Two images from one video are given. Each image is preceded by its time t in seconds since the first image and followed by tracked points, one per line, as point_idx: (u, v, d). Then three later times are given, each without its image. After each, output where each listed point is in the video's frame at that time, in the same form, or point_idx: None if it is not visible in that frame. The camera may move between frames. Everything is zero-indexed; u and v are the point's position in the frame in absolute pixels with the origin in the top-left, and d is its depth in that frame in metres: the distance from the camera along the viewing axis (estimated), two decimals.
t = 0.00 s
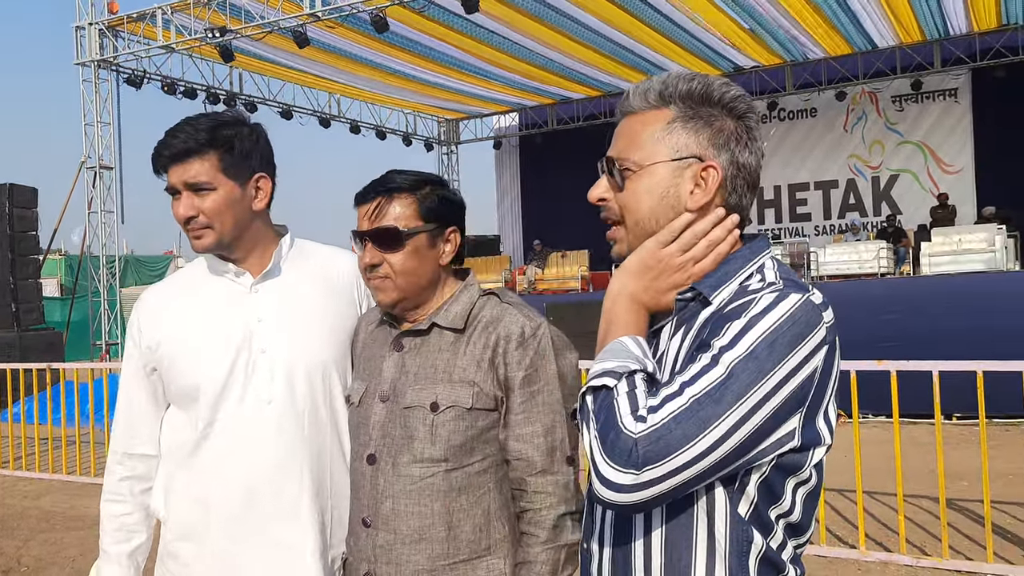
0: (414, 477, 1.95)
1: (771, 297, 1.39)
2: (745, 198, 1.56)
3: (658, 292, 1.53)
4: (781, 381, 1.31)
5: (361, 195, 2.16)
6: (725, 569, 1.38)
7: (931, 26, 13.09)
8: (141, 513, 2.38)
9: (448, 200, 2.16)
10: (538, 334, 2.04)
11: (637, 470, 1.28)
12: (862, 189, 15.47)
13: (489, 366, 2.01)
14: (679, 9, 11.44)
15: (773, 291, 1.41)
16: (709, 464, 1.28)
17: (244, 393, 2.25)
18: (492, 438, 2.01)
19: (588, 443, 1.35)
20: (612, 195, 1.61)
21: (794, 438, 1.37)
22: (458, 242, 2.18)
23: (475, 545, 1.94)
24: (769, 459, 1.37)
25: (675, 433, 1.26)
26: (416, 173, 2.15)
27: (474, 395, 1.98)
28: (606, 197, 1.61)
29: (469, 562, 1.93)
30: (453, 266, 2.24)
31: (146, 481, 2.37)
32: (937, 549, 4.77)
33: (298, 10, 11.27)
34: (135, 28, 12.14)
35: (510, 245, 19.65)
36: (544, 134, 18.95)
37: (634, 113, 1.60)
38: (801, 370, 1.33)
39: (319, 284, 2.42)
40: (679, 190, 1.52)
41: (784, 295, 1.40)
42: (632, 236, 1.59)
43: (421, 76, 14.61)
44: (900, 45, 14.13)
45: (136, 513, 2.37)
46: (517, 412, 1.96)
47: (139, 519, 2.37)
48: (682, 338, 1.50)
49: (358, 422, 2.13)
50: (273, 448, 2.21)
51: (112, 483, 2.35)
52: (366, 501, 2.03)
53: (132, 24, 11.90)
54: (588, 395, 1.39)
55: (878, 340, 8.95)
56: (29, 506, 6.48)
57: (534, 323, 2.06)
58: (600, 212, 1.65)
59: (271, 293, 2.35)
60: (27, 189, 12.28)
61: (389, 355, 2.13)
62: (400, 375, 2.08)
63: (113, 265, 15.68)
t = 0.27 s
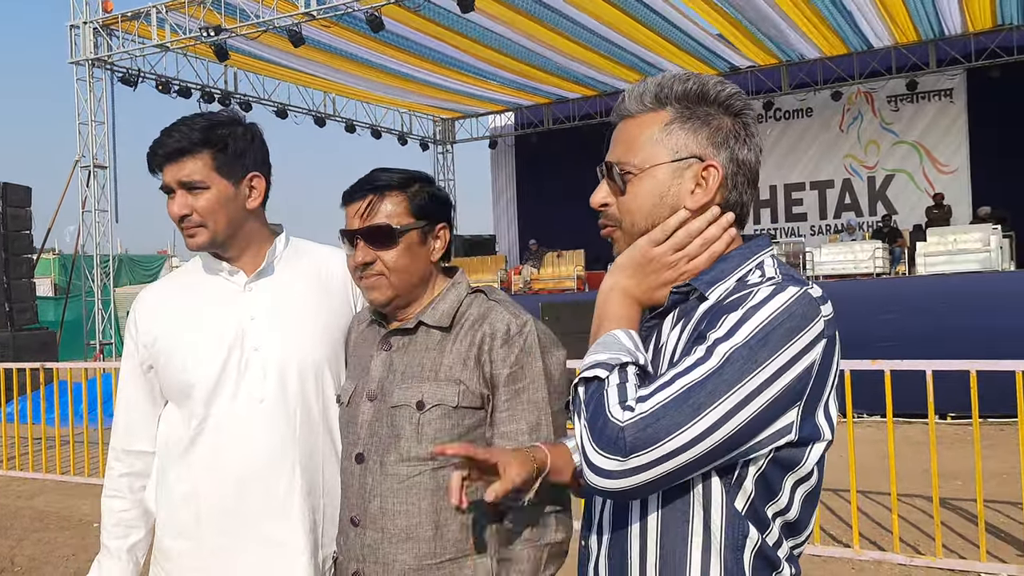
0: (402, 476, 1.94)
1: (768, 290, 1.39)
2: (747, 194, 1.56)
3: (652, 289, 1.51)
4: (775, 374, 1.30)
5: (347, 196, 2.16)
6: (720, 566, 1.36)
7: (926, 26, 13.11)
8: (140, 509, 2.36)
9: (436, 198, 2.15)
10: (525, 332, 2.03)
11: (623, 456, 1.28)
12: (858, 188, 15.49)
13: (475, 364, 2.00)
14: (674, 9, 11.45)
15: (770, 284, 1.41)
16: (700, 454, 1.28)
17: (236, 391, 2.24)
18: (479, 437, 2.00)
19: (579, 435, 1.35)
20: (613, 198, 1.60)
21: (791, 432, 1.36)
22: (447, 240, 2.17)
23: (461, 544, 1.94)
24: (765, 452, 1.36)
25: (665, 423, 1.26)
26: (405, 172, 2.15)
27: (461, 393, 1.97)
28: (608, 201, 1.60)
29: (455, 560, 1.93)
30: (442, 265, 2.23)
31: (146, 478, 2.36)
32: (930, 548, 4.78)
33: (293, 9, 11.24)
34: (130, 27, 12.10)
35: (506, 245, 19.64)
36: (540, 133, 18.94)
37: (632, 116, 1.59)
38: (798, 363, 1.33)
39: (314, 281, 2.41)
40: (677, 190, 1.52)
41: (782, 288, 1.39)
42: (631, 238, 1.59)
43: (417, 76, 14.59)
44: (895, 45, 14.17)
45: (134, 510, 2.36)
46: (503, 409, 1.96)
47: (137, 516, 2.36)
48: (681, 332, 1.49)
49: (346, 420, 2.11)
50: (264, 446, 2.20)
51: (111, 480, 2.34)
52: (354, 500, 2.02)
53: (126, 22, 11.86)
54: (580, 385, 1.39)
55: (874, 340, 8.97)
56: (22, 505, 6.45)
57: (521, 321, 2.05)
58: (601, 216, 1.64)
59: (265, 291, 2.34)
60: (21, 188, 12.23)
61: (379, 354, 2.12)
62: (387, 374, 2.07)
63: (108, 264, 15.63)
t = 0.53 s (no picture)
0: (397, 474, 1.94)
1: (769, 288, 1.39)
2: (748, 192, 1.55)
3: (647, 286, 1.52)
4: (777, 372, 1.30)
5: (373, 188, 2.15)
6: (721, 563, 1.36)
7: (921, 24, 13.15)
8: (133, 506, 2.35)
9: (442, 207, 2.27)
10: (517, 329, 2.01)
11: (626, 454, 1.28)
12: (853, 187, 15.52)
13: (470, 362, 1.99)
14: (669, 8, 11.46)
15: (772, 281, 1.41)
16: (701, 452, 1.27)
17: (231, 388, 2.23)
18: (474, 434, 1.99)
19: (581, 435, 1.35)
20: (615, 196, 1.60)
21: (794, 430, 1.36)
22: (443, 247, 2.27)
23: (456, 541, 1.93)
24: (768, 449, 1.35)
25: (667, 422, 1.26)
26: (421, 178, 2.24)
27: (455, 390, 1.96)
28: (609, 199, 1.61)
29: (450, 557, 1.92)
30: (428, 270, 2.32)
31: (139, 475, 2.35)
32: (925, 547, 4.78)
33: (287, 8, 11.23)
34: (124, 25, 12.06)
35: (502, 244, 19.63)
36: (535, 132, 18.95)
37: (634, 113, 1.59)
38: (800, 361, 1.32)
39: (309, 280, 2.40)
40: (678, 187, 1.52)
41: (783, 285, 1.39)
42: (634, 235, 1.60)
43: (412, 74, 14.57)
44: (890, 44, 14.20)
45: (127, 507, 2.35)
46: (497, 406, 1.95)
47: (132, 513, 2.35)
48: (682, 328, 1.47)
49: (341, 419, 2.12)
50: (257, 443, 2.19)
51: (105, 478, 2.33)
52: (350, 499, 2.02)
53: (121, 22, 11.82)
54: (580, 385, 1.38)
55: (869, 338, 8.99)
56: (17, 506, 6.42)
57: (513, 318, 2.03)
58: (603, 213, 1.65)
59: (259, 288, 2.33)
60: (15, 188, 12.18)
61: (374, 351, 2.11)
62: (383, 373, 2.06)
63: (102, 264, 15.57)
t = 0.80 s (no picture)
0: (402, 475, 1.92)
1: (775, 291, 1.38)
2: (750, 191, 1.54)
3: (640, 291, 1.52)
4: (786, 377, 1.29)
5: (380, 187, 2.12)
6: (729, 569, 1.35)
7: (916, 23, 13.16)
8: (124, 508, 2.34)
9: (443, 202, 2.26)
10: (519, 329, 2.02)
11: (636, 466, 1.26)
12: (849, 186, 15.53)
13: (473, 363, 1.98)
14: (665, 7, 11.45)
15: (777, 285, 1.40)
16: (710, 459, 1.26)
17: (225, 388, 2.22)
18: (477, 433, 1.98)
19: (586, 446, 1.33)
20: (615, 198, 1.60)
21: (803, 435, 1.35)
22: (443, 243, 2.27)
23: (459, 541, 1.91)
24: (776, 455, 1.34)
25: (676, 429, 1.25)
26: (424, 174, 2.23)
27: (459, 391, 1.95)
28: (610, 200, 1.60)
29: (454, 556, 1.90)
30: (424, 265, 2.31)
31: (131, 476, 2.34)
32: (924, 545, 4.78)
33: (283, 7, 11.20)
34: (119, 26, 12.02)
35: (499, 244, 19.61)
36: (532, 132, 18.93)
37: (633, 114, 1.58)
38: (807, 365, 1.31)
39: (306, 281, 2.39)
40: (678, 188, 1.51)
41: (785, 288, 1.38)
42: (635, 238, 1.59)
43: (408, 74, 14.55)
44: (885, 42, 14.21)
45: (120, 509, 2.33)
46: (501, 406, 1.95)
47: (123, 515, 2.33)
48: (686, 334, 1.47)
49: (342, 421, 2.11)
50: (252, 445, 2.18)
51: (97, 479, 2.32)
52: (353, 501, 2.00)
53: (116, 22, 11.79)
54: (581, 397, 1.37)
55: (866, 337, 9.00)
56: (14, 508, 6.39)
57: (514, 318, 2.03)
58: (605, 215, 1.64)
59: (254, 288, 2.32)
60: (10, 189, 12.15)
61: (373, 354, 2.10)
62: (385, 375, 2.05)
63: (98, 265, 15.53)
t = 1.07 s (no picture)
0: (408, 472, 1.94)
1: (764, 295, 1.39)
2: (750, 191, 1.57)
3: (628, 298, 1.53)
4: (773, 382, 1.30)
5: (385, 188, 2.15)
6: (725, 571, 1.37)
7: (914, 22, 13.18)
8: (119, 511, 2.36)
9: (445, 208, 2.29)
10: (521, 327, 2.04)
11: (620, 472, 1.29)
12: (847, 185, 15.54)
13: (477, 361, 2.01)
14: (663, 7, 11.47)
15: (766, 290, 1.41)
16: (697, 464, 1.28)
17: (223, 390, 2.24)
18: (481, 431, 2.01)
19: (572, 451, 1.36)
20: (615, 200, 1.61)
21: (794, 441, 1.36)
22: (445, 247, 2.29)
23: (466, 535, 1.94)
24: (768, 460, 1.36)
25: (661, 433, 1.27)
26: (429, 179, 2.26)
27: (464, 389, 1.98)
28: (610, 202, 1.61)
29: (461, 551, 1.93)
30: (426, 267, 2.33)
31: (126, 479, 2.36)
32: (922, 543, 4.80)
33: (282, 9, 11.23)
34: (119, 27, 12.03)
35: (498, 244, 19.63)
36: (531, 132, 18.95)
37: (632, 115, 1.60)
38: (797, 370, 1.32)
39: (303, 284, 2.41)
40: (678, 189, 1.53)
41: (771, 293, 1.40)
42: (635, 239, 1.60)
43: (407, 75, 14.57)
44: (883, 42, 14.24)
45: (114, 512, 2.35)
46: (504, 404, 1.97)
47: (119, 518, 2.35)
48: (679, 339, 1.49)
49: (348, 420, 2.12)
50: (251, 446, 2.20)
51: (92, 482, 2.34)
52: (360, 500, 2.01)
53: (115, 24, 11.81)
54: (568, 403, 1.39)
55: (865, 336, 9.02)
56: (15, 509, 6.42)
57: (516, 316, 2.06)
58: (604, 218, 1.65)
59: (251, 291, 2.34)
60: (10, 191, 12.17)
61: (377, 354, 2.12)
62: (389, 374, 2.07)
63: (98, 266, 15.55)
